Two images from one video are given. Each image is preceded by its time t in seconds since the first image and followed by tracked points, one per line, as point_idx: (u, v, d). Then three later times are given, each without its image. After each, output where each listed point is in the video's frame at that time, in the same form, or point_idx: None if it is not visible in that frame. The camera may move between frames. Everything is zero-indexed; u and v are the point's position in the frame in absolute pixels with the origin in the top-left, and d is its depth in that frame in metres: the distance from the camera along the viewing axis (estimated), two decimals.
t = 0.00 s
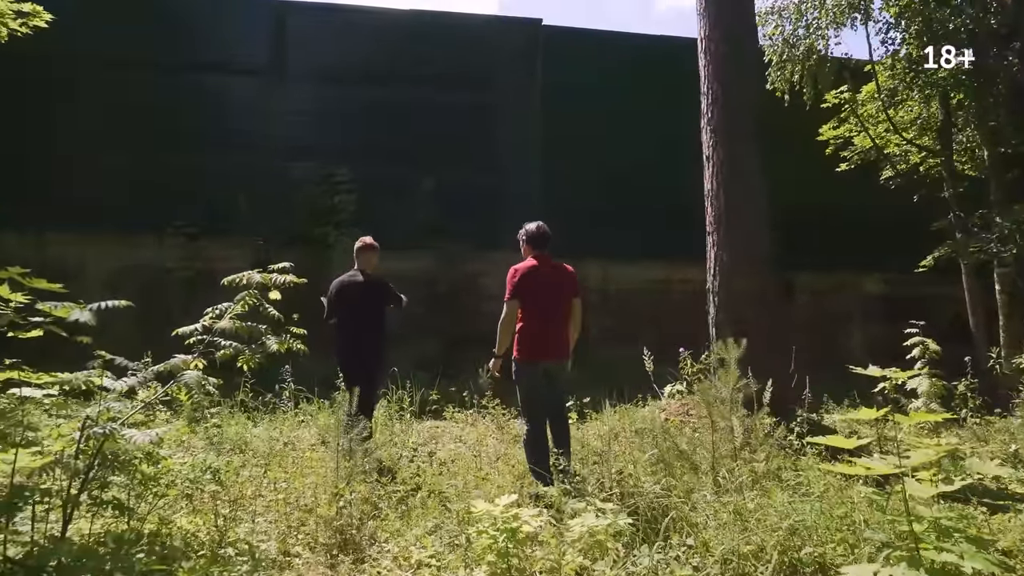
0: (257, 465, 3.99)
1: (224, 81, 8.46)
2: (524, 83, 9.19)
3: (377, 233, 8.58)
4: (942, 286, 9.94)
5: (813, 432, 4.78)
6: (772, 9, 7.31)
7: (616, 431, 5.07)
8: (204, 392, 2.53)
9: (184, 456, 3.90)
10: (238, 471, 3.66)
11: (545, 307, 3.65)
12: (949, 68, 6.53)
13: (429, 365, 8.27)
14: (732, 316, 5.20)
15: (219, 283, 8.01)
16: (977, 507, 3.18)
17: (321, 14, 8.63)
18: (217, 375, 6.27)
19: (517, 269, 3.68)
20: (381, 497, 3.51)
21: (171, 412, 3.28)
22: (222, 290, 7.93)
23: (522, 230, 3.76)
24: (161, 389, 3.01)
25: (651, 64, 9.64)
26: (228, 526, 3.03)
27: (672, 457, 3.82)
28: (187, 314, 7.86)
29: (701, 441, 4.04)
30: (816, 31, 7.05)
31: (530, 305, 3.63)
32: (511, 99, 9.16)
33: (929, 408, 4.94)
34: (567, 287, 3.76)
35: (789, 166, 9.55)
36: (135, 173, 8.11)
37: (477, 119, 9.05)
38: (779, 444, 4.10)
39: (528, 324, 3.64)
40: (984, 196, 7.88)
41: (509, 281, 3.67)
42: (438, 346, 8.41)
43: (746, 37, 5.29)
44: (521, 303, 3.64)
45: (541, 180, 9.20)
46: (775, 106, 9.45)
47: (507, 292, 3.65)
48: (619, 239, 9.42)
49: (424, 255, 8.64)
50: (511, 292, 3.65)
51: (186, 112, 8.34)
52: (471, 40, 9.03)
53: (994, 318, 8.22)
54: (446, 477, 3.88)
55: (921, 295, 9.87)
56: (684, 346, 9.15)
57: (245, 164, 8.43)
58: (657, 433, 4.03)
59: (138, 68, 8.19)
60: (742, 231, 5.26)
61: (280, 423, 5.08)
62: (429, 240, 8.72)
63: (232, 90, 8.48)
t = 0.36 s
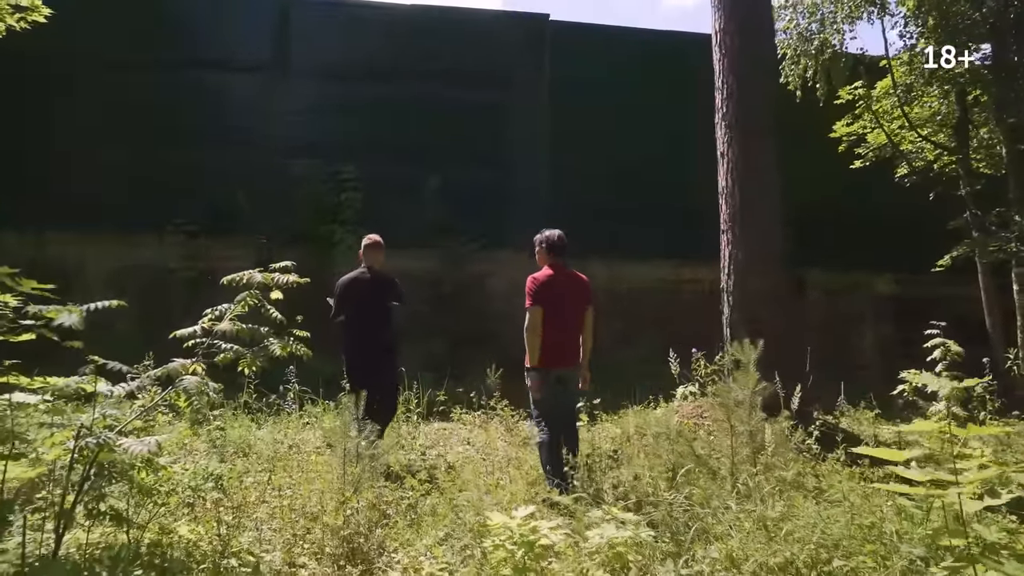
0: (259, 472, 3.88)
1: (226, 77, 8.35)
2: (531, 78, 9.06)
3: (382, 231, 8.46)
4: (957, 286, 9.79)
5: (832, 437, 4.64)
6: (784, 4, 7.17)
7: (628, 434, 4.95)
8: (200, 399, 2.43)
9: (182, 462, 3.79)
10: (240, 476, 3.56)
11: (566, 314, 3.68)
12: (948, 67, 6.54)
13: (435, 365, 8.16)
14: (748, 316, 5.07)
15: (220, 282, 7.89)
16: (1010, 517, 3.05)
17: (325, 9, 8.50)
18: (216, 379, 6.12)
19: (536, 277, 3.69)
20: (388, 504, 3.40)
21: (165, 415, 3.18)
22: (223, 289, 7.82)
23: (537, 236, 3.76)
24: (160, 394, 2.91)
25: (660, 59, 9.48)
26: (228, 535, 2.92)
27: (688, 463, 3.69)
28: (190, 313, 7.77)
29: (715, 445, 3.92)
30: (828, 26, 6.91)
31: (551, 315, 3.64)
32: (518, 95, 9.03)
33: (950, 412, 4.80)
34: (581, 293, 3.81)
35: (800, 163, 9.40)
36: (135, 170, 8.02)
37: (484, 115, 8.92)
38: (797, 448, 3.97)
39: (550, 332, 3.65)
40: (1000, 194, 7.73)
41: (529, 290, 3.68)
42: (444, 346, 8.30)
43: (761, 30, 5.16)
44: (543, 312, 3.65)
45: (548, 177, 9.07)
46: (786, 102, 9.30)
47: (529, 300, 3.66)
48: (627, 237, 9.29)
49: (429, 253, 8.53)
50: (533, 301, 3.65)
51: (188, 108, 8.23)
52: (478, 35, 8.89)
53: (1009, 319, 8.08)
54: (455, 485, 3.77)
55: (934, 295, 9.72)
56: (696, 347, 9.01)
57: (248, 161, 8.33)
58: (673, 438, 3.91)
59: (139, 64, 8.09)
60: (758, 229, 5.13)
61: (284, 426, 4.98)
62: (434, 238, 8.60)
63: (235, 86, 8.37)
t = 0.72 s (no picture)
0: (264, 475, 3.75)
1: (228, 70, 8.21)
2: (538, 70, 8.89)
3: (388, 226, 8.33)
4: (969, 282, 9.65)
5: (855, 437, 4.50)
6: None
7: (643, 434, 4.82)
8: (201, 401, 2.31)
9: (182, 464, 3.65)
10: (243, 480, 3.42)
11: (582, 307, 4.00)
12: (948, 67, 6.56)
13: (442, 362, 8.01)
14: (765, 313, 4.93)
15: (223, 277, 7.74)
16: None
17: None
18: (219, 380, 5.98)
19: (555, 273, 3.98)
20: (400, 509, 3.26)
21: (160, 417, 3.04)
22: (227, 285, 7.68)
23: (551, 234, 4.03)
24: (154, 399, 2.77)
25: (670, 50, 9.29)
26: (231, 545, 2.77)
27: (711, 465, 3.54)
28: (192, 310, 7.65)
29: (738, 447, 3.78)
30: (845, 15, 6.73)
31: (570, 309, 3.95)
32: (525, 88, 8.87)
33: (977, 411, 4.65)
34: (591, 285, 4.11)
35: (811, 157, 9.25)
36: (137, 166, 7.90)
37: (490, 108, 8.78)
38: (823, 448, 3.83)
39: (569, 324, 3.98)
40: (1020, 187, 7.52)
41: (550, 285, 3.96)
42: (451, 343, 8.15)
43: (779, 18, 5.00)
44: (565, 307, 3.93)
45: (556, 171, 8.92)
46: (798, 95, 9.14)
47: (551, 295, 3.94)
48: (637, 232, 9.14)
49: (435, 249, 8.40)
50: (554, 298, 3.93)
51: (190, 102, 8.09)
52: (483, 27, 8.73)
53: None
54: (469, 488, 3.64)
55: (946, 291, 9.58)
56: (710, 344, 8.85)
57: (251, 156, 8.21)
58: (693, 438, 3.77)
59: (139, 57, 7.95)
60: (775, 224, 4.99)
61: (289, 425, 4.86)
62: (441, 233, 8.47)
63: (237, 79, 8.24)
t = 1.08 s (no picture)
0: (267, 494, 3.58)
1: (230, 68, 8.07)
2: (544, 68, 8.74)
3: (392, 227, 8.18)
4: (981, 283, 9.46)
5: (878, 449, 4.33)
6: None
7: (658, 444, 4.68)
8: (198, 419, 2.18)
9: (181, 480, 3.48)
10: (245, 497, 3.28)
11: (579, 311, 4.14)
12: (949, 67, 6.52)
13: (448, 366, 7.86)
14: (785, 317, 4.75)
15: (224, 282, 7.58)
16: None
17: None
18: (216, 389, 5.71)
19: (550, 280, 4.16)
20: (410, 525, 3.12)
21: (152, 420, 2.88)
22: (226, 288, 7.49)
23: (551, 243, 4.24)
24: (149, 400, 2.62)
25: (679, 47, 9.13)
26: (229, 567, 2.63)
27: (737, 483, 3.36)
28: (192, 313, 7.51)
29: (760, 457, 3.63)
30: (859, 11, 6.59)
31: (569, 314, 4.12)
32: (531, 86, 8.72)
33: (1005, 419, 4.48)
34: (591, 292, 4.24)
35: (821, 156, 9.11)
36: (135, 166, 7.77)
37: (496, 107, 8.62)
38: (845, 459, 3.68)
39: (565, 327, 4.12)
40: None
41: (545, 290, 4.13)
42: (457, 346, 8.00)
43: (797, 12, 4.85)
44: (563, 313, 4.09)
45: (562, 170, 8.76)
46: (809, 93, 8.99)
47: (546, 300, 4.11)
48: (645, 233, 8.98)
49: (440, 250, 8.25)
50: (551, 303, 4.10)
51: (189, 101, 7.96)
52: (489, 24, 8.59)
53: None
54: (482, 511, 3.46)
55: (957, 292, 9.40)
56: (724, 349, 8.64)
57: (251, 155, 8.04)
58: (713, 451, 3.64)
59: (139, 56, 7.83)
60: (794, 224, 4.83)
61: (293, 435, 4.72)
62: (445, 234, 8.32)
63: (239, 77, 8.10)
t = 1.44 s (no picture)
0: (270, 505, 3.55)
1: (230, 67, 7.92)
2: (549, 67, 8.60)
3: (394, 229, 8.05)
4: (993, 285, 9.25)
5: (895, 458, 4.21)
6: None
7: (669, 452, 4.56)
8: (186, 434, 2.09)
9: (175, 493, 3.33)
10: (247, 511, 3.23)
11: (571, 311, 4.18)
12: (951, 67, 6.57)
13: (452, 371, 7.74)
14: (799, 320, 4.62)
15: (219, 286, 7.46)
16: None
17: None
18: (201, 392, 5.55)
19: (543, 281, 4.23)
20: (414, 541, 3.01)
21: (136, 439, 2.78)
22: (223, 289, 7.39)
23: (543, 247, 4.32)
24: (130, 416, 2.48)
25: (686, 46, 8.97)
26: None
27: (756, 494, 3.29)
28: (192, 316, 7.39)
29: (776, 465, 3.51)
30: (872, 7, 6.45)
31: (559, 315, 4.16)
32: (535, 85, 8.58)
33: None
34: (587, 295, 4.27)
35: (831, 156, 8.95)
36: (143, 170, 7.62)
37: (500, 106, 8.49)
38: (863, 467, 3.56)
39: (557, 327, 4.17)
40: None
41: (538, 291, 4.20)
42: (461, 351, 7.88)
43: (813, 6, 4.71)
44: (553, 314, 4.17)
45: (567, 171, 8.63)
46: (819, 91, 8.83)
47: (539, 300, 4.18)
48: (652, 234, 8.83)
49: (443, 252, 8.11)
50: (542, 305, 4.18)
51: (195, 102, 7.80)
52: (493, 23, 8.45)
53: None
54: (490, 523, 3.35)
55: (969, 293, 9.20)
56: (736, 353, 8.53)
57: (253, 156, 7.89)
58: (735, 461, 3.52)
59: (139, 54, 7.67)
60: (809, 224, 4.68)
61: (294, 443, 4.60)
62: (448, 236, 8.18)
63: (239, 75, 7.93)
